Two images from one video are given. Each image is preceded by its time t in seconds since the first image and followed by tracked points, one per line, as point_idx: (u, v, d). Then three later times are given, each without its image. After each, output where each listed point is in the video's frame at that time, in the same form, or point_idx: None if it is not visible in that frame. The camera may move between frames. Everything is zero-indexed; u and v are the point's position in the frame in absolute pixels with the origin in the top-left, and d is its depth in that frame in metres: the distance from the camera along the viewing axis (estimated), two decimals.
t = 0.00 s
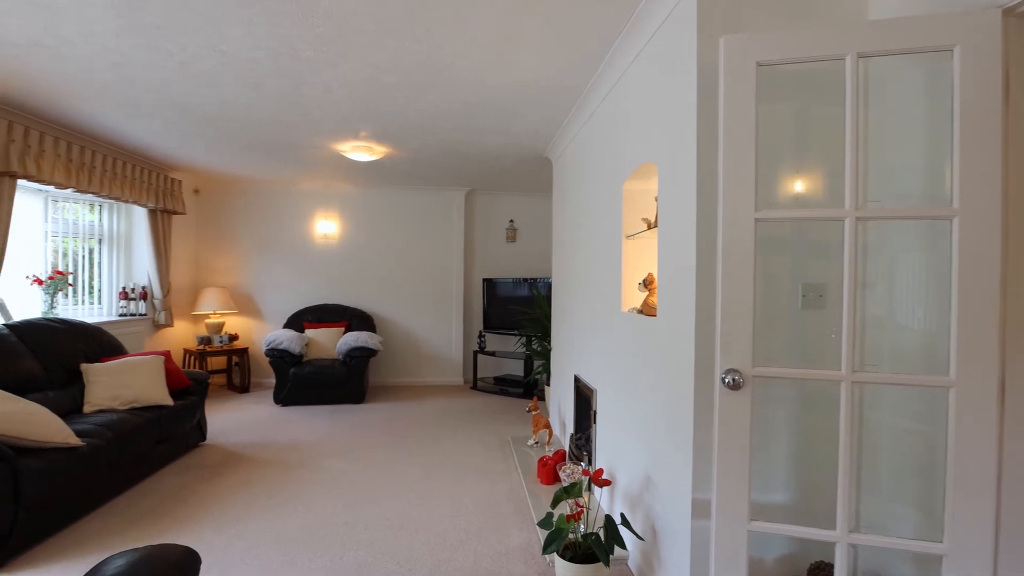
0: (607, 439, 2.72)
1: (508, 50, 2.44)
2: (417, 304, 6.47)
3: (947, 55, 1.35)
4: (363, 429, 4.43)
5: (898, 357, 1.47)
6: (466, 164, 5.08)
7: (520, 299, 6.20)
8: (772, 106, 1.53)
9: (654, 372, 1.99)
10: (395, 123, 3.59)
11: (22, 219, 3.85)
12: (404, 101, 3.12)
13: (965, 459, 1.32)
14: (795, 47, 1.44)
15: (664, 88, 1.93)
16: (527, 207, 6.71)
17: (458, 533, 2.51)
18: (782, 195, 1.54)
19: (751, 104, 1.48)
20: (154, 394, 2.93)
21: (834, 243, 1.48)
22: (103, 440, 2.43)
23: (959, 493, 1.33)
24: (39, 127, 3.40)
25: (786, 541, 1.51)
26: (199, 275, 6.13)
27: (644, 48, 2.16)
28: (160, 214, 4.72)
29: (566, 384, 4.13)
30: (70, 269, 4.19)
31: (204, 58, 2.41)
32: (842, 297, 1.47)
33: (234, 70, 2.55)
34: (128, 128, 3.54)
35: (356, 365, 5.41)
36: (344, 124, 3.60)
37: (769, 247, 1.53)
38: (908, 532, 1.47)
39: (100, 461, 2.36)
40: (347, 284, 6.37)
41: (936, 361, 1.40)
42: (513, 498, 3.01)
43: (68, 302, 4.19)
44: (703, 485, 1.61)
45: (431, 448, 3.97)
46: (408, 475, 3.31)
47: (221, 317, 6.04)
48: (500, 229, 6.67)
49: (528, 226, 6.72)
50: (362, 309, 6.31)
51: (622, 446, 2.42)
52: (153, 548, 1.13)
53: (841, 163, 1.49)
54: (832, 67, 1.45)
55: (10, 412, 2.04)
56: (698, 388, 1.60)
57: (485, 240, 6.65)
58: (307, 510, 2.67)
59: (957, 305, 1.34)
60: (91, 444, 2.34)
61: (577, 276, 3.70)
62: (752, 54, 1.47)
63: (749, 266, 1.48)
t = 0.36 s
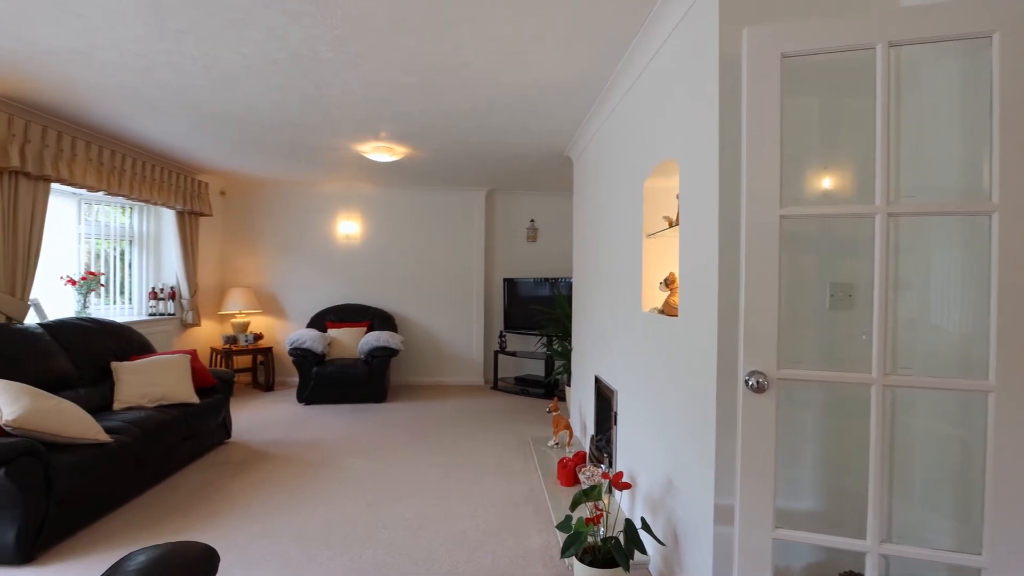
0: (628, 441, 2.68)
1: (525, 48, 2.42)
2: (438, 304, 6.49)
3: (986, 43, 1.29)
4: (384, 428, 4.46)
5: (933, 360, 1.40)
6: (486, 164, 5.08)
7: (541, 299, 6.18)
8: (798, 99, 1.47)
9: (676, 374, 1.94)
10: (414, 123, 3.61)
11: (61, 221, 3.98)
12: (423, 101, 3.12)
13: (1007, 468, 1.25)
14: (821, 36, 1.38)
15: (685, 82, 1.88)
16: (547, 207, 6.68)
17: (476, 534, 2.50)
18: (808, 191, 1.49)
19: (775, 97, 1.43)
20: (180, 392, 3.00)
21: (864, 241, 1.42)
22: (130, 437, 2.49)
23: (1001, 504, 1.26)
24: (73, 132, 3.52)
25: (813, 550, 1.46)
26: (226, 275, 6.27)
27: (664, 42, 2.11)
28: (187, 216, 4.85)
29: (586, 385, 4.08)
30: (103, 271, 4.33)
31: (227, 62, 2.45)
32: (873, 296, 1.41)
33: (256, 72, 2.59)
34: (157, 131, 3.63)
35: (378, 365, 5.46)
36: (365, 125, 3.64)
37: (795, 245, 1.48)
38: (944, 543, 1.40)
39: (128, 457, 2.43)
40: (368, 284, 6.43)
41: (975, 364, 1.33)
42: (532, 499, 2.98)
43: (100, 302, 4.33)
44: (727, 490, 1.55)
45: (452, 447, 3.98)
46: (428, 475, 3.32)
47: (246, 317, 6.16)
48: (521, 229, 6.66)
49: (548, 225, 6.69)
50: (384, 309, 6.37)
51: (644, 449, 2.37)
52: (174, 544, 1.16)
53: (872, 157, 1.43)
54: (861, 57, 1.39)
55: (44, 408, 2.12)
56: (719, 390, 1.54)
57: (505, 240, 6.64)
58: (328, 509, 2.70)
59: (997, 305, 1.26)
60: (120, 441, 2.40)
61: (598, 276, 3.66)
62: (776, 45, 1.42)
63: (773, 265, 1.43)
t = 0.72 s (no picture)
0: (649, 444, 2.62)
1: (543, 44, 2.39)
2: (460, 304, 6.51)
3: None
4: (406, 428, 4.49)
5: (974, 364, 1.32)
6: (508, 163, 5.06)
7: (563, 299, 6.13)
8: (824, 89, 1.41)
9: (697, 377, 1.88)
10: (435, 123, 3.61)
11: (95, 223, 4.12)
12: (442, 100, 3.12)
13: None
14: (851, 22, 1.31)
15: (707, 73, 1.82)
16: (570, 206, 6.63)
17: (494, 536, 2.48)
18: (836, 186, 1.42)
19: (801, 87, 1.36)
20: (206, 390, 3.07)
21: (896, 237, 1.35)
22: (157, 434, 2.56)
23: None
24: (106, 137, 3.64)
25: (841, 563, 1.39)
26: (253, 275, 6.41)
27: (685, 34, 2.05)
28: (215, 217, 4.98)
29: (608, 386, 4.02)
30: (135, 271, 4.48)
31: (248, 64, 2.49)
32: (907, 296, 1.34)
33: (276, 74, 2.62)
34: (186, 135, 3.73)
35: (400, 364, 5.50)
36: (386, 125, 3.66)
37: (821, 242, 1.41)
38: (985, 559, 1.32)
39: (155, 453, 2.49)
40: (391, 284, 6.49)
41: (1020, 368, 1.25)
42: (551, 501, 2.95)
43: (133, 302, 4.47)
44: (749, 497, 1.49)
45: (473, 448, 3.97)
46: (448, 475, 3.32)
47: (272, 316, 6.30)
48: (543, 228, 6.63)
49: (571, 224, 6.64)
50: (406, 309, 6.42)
51: (665, 453, 2.31)
52: (189, 542, 1.16)
53: (905, 149, 1.36)
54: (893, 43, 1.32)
55: (74, 405, 2.20)
56: (742, 393, 1.48)
57: (528, 240, 6.62)
58: (348, 507, 2.72)
59: None
60: (146, 437, 2.47)
61: (619, 275, 3.60)
62: (802, 32, 1.36)
63: (798, 263, 1.37)
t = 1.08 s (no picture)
0: (666, 448, 2.56)
1: (556, 41, 2.36)
2: (479, 304, 6.51)
3: None
4: (423, 428, 4.50)
5: (1011, 369, 1.24)
6: (526, 162, 5.02)
7: (582, 299, 6.07)
8: (846, 79, 1.35)
9: (714, 381, 1.83)
10: (451, 122, 3.61)
11: (123, 225, 4.24)
12: (457, 99, 3.11)
13: None
14: (872, 8, 1.26)
15: (724, 66, 1.77)
16: (590, 205, 6.56)
17: (507, 540, 2.46)
18: (861, 181, 1.36)
19: (821, 79, 1.31)
20: (225, 389, 3.13)
21: (924, 235, 1.28)
22: (176, 431, 2.61)
23: None
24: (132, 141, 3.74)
25: None
26: (275, 275, 6.53)
27: (701, 26, 2.00)
28: (237, 218, 5.08)
29: (626, 388, 3.96)
30: (161, 271, 4.59)
31: (264, 65, 2.52)
32: (936, 297, 1.27)
33: (291, 75, 2.65)
34: (208, 137, 3.81)
35: (418, 364, 5.52)
36: (403, 125, 3.67)
37: (844, 241, 1.35)
38: None
39: (174, 450, 2.54)
40: (410, 284, 6.53)
41: None
42: (566, 505, 2.91)
43: (158, 301, 4.59)
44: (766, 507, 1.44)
45: (489, 449, 3.95)
46: (463, 476, 3.31)
47: (294, 316, 6.40)
48: (563, 228, 6.58)
49: (591, 224, 6.57)
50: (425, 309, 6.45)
51: (681, 457, 2.26)
52: (195, 542, 1.19)
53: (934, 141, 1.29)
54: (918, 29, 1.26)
55: (96, 403, 2.26)
56: (759, 398, 1.41)
57: (547, 239, 6.58)
58: (361, 507, 2.72)
59: None
60: (167, 435, 2.52)
61: (638, 275, 3.54)
62: (821, 20, 1.31)
63: (818, 263, 1.32)
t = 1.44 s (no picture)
0: (686, 453, 2.50)
1: (571, 38, 2.33)
2: (498, 305, 6.50)
3: None
4: (442, 428, 4.51)
5: None
6: (545, 161, 4.99)
7: (603, 300, 6.01)
8: (873, 70, 1.29)
9: (734, 385, 1.78)
10: (469, 121, 3.60)
11: (150, 227, 4.36)
12: (474, 98, 3.10)
13: None
14: None
15: (744, 58, 1.71)
16: (610, 204, 6.49)
17: (522, 544, 2.43)
18: (890, 177, 1.29)
19: (844, 71, 1.26)
20: (246, 388, 3.18)
21: (958, 234, 1.22)
22: (198, 429, 2.66)
23: None
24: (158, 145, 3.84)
25: None
26: (298, 276, 6.63)
27: (721, 17, 1.95)
28: (261, 219, 5.17)
29: (646, 390, 3.89)
30: (187, 271, 4.71)
31: (282, 67, 2.55)
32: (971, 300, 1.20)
33: (309, 76, 2.68)
34: (232, 140, 3.89)
35: (437, 365, 5.53)
36: (422, 125, 3.67)
37: (871, 240, 1.29)
38: None
39: (195, 448, 2.60)
40: (430, 284, 6.56)
41: None
42: (583, 509, 2.87)
43: (184, 301, 4.71)
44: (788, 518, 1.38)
45: (507, 450, 3.93)
46: (479, 478, 3.29)
47: (315, 316, 6.49)
48: (583, 228, 6.53)
49: (611, 223, 6.50)
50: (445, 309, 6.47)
51: (701, 463, 2.20)
52: (206, 542, 1.20)
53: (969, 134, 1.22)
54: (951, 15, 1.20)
55: (119, 401, 2.33)
56: (780, 404, 1.36)
57: (567, 239, 6.54)
58: (377, 507, 2.73)
59: None
60: (189, 433, 2.58)
61: (658, 275, 3.48)
62: (845, 8, 1.25)
63: (842, 263, 1.26)
